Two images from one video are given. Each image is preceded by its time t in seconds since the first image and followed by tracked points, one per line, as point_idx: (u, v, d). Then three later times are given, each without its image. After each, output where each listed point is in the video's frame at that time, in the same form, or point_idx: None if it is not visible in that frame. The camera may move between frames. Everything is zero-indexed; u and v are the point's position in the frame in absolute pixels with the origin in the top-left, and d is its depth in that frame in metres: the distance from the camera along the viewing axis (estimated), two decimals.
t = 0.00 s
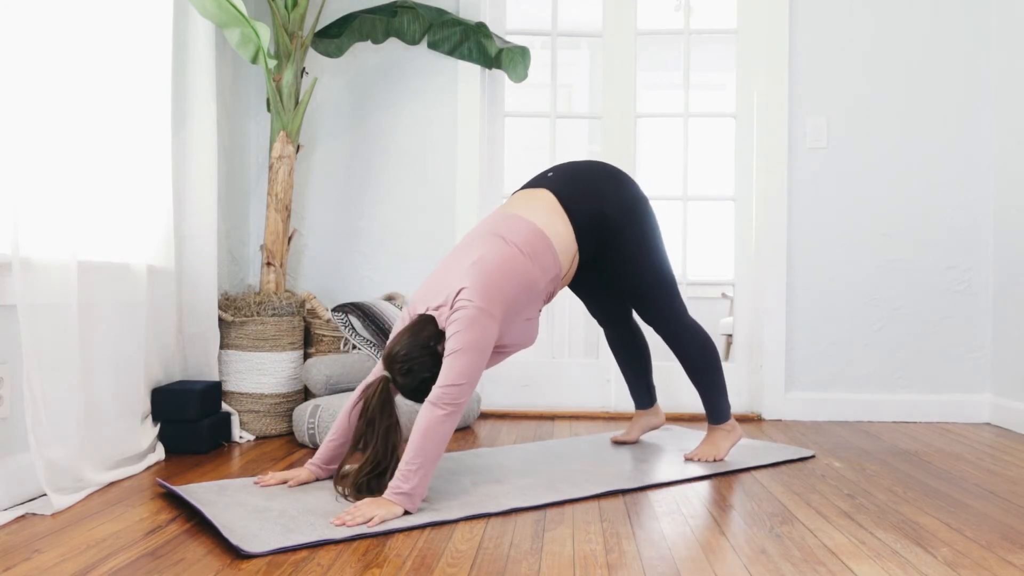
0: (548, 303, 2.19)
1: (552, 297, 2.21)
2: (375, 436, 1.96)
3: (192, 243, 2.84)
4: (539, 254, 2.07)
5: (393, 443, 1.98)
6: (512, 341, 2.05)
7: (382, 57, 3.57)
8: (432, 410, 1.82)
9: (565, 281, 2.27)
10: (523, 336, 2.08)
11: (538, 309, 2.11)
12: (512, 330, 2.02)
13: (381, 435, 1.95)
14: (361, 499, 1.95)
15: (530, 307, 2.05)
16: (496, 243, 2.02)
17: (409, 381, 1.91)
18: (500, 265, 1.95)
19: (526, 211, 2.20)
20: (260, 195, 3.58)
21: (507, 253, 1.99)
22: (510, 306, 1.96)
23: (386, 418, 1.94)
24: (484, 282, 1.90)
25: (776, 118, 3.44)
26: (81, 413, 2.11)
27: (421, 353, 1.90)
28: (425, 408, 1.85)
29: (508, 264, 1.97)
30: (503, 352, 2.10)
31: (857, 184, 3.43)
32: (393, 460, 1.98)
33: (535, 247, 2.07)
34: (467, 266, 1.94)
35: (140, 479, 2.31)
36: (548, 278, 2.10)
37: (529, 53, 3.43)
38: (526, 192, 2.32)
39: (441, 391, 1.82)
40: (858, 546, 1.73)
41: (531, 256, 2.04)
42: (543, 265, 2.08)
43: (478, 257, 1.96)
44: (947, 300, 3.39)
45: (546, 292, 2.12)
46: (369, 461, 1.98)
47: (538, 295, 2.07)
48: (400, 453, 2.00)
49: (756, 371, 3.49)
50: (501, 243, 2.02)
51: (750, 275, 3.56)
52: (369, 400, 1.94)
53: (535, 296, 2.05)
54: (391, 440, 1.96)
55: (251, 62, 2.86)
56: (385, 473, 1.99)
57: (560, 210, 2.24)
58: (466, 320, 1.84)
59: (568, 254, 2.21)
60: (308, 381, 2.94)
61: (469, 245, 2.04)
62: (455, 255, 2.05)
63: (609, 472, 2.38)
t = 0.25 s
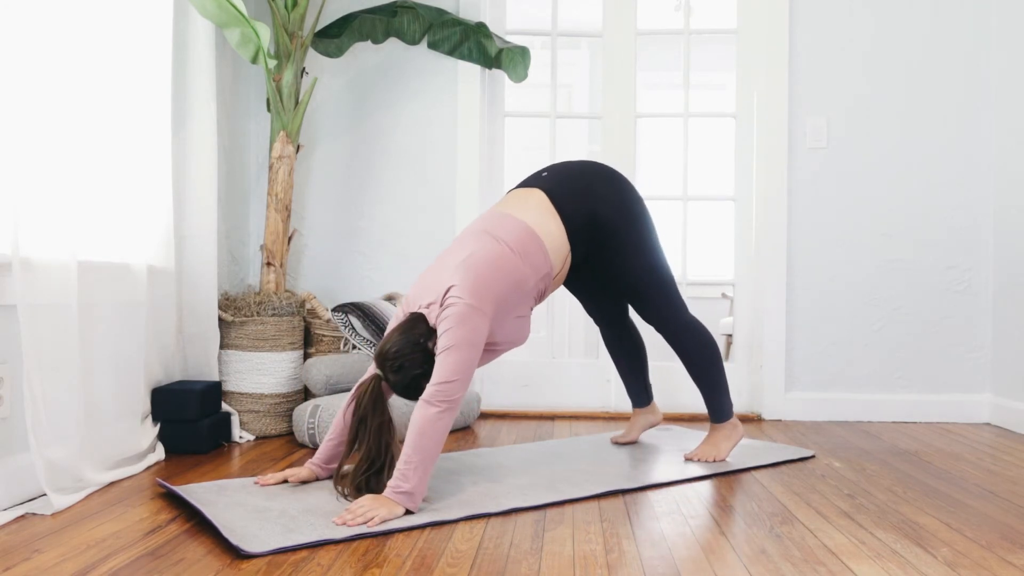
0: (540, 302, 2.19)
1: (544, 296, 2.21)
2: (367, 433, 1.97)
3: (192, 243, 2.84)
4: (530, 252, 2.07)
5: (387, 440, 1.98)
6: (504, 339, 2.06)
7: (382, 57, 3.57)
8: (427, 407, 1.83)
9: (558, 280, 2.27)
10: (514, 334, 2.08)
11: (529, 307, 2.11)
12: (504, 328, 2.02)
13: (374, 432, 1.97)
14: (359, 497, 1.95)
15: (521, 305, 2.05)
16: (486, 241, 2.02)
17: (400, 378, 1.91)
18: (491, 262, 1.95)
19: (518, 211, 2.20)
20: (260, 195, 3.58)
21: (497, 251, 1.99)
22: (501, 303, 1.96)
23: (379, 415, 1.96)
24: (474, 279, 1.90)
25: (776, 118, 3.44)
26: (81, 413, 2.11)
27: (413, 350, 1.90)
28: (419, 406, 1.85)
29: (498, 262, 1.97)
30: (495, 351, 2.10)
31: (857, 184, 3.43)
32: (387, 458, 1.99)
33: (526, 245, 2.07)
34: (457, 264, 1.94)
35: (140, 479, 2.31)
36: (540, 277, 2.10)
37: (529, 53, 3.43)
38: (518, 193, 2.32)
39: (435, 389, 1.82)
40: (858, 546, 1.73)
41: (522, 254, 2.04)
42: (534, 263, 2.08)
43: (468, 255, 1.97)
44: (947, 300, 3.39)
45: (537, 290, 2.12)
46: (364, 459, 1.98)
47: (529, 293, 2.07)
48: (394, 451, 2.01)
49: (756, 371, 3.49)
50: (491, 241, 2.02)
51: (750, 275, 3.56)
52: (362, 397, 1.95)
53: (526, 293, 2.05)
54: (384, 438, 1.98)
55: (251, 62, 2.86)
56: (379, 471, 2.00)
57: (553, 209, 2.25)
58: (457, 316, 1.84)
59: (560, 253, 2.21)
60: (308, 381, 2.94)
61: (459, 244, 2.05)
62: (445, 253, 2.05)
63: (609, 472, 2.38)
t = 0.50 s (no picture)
0: (537, 302, 2.19)
1: (541, 295, 2.21)
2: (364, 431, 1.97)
3: (193, 243, 2.84)
4: (527, 251, 2.07)
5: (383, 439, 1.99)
6: (501, 339, 2.06)
7: (382, 57, 3.57)
8: (425, 407, 1.83)
9: (555, 281, 2.27)
10: (511, 334, 2.08)
11: (526, 306, 2.11)
12: (501, 328, 2.02)
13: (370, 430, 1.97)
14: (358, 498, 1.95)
15: (519, 305, 2.05)
16: (484, 241, 2.01)
17: (397, 375, 1.91)
18: (488, 262, 1.95)
19: (516, 211, 2.20)
20: (260, 195, 3.58)
21: (495, 251, 1.99)
22: (499, 303, 1.96)
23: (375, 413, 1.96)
24: (472, 279, 1.90)
25: (776, 118, 3.44)
26: (81, 413, 2.11)
27: (410, 347, 1.90)
28: (418, 406, 1.85)
29: (496, 262, 1.97)
30: (492, 351, 2.10)
31: (857, 184, 3.43)
32: (384, 455, 1.99)
33: (524, 244, 2.07)
34: (455, 264, 1.94)
35: (140, 479, 2.31)
36: (537, 277, 2.10)
37: (529, 53, 3.43)
38: (517, 193, 2.32)
39: (433, 389, 1.82)
40: (858, 546, 1.73)
41: (519, 254, 2.04)
42: (531, 263, 2.08)
43: (466, 255, 1.96)
44: (947, 300, 3.39)
45: (534, 290, 2.12)
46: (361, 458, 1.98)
47: (527, 293, 2.07)
48: (390, 449, 2.01)
49: (756, 371, 3.49)
50: (489, 241, 2.01)
51: (750, 276, 3.56)
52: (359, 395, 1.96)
53: (524, 293, 2.05)
54: (380, 435, 1.98)
55: (251, 62, 2.86)
56: (376, 469, 2.00)
57: (551, 209, 2.25)
58: (455, 316, 1.84)
59: (558, 254, 2.21)
60: (308, 381, 2.94)
61: (457, 243, 2.04)
62: (442, 253, 2.05)
63: (609, 472, 2.38)
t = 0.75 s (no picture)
0: (537, 300, 2.19)
1: (541, 294, 2.21)
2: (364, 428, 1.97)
3: (193, 243, 2.84)
4: (526, 250, 2.07)
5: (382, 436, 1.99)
6: (500, 338, 2.06)
7: (382, 57, 3.57)
8: (425, 407, 1.83)
9: (555, 279, 2.27)
10: (510, 333, 2.08)
11: (525, 306, 2.11)
12: (500, 327, 2.02)
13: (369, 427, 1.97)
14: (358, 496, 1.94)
15: (518, 304, 2.05)
16: (483, 239, 2.01)
17: (396, 372, 1.91)
18: (488, 260, 1.95)
19: (516, 210, 2.20)
20: (260, 194, 3.58)
21: (494, 250, 1.99)
22: (498, 302, 1.96)
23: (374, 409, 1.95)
24: (471, 278, 1.90)
25: (776, 118, 3.44)
26: (81, 413, 2.11)
27: (410, 344, 1.90)
28: (417, 405, 1.85)
29: (495, 260, 1.97)
30: (491, 349, 2.10)
31: (856, 183, 3.43)
32: (383, 452, 1.99)
33: (523, 243, 2.07)
34: (454, 263, 1.94)
35: (140, 479, 2.31)
36: (536, 276, 2.10)
37: (529, 53, 3.43)
38: (516, 192, 2.32)
39: (432, 388, 1.82)
40: (857, 546, 1.74)
41: (518, 254, 2.04)
42: (531, 262, 2.08)
43: (465, 253, 1.96)
44: (947, 300, 3.39)
45: (534, 289, 2.12)
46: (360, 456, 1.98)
47: (526, 291, 2.07)
48: (389, 446, 2.01)
49: (756, 371, 3.49)
50: (488, 239, 2.01)
51: (750, 276, 3.56)
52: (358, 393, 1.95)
53: (523, 292, 2.05)
54: (379, 432, 1.98)
55: (251, 62, 2.86)
56: (374, 466, 1.99)
57: (551, 209, 2.24)
58: (454, 316, 1.84)
59: (557, 253, 2.21)
60: (308, 381, 2.94)
61: (456, 242, 2.04)
62: (442, 251, 2.05)
63: (609, 472, 2.38)
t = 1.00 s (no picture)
0: (537, 300, 2.19)
1: (541, 293, 2.21)
2: (365, 427, 1.97)
3: (193, 243, 2.84)
4: (527, 249, 2.07)
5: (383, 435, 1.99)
6: (501, 338, 2.05)
7: (382, 57, 3.57)
8: (425, 407, 1.83)
9: (555, 278, 2.27)
10: (510, 333, 2.08)
11: (526, 305, 2.11)
12: (500, 327, 2.02)
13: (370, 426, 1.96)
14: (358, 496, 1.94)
15: (518, 303, 2.05)
16: (484, 239, 2.01)
17: (397, 370, 1.91)
18: (488, 260, 1.95)
19: (517, 209, 2.20)
20: (260, 194, 3.58)
21: (495, 249, 1.99)
22: (498, 302, 1.96)
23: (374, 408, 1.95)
24: (471, 278, 1.90)
25: (776, 118, 3.44)
26: (81, 413, 2.11)
27: (410, 343, 1.90)
28: (417, 404, 1.85)
29: (496, 259, 1.97)
30: (492, 349, 2.10)
31: (856, 183, 3.43)
32: (382, 452, 1.99)
33: (523, 243, 2.07)
34: (454, 262, 1.94)
35: (140, 479, 2.31)
36: (537, 275, 2.10)
37: (529, 53, 3.43)
38: (517, 191, 2.32)
39: (432, 388, 1.82)
40: (858, 546, 1.74)
41: (519, 253, 2.04)
42: (531, 261, 2.08)
43: (465, 253, 1.96)
44: (947, 300, 3.39)
45: (534, 288, 2.12)
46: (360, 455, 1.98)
47: (526, 291, 2.07)
48: (388, 445, 2.00)
49: (756, 371, 3.49)
50: (489, 238, 2.02)
51: (750, 276, 3.56)
52: (358, 391, 1.95)
53: (523, 292, 2.05)
54: (379, 432, 1.97)
55: (251, 62, 2.86)
56: (374, 465, 1.99)
57: (552, 209, 2.24)
58: (455, 315, 1.84)
59: (558, 252, 2.21)
60: (308, 381, 2.94)
61: (457, 241, 2.04)
62: (443, 250, 2.05)
63: (609, 472, 2.38)
